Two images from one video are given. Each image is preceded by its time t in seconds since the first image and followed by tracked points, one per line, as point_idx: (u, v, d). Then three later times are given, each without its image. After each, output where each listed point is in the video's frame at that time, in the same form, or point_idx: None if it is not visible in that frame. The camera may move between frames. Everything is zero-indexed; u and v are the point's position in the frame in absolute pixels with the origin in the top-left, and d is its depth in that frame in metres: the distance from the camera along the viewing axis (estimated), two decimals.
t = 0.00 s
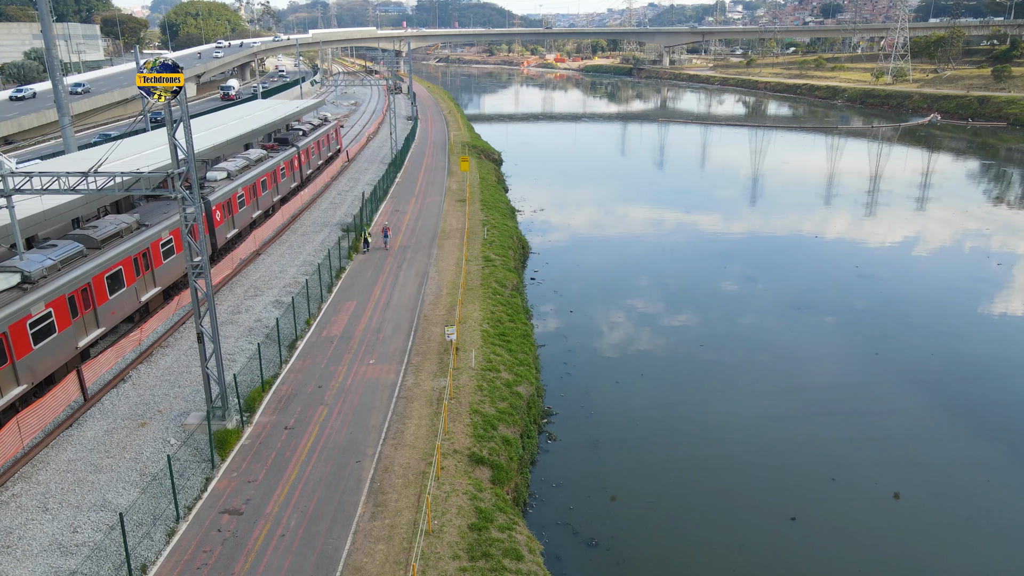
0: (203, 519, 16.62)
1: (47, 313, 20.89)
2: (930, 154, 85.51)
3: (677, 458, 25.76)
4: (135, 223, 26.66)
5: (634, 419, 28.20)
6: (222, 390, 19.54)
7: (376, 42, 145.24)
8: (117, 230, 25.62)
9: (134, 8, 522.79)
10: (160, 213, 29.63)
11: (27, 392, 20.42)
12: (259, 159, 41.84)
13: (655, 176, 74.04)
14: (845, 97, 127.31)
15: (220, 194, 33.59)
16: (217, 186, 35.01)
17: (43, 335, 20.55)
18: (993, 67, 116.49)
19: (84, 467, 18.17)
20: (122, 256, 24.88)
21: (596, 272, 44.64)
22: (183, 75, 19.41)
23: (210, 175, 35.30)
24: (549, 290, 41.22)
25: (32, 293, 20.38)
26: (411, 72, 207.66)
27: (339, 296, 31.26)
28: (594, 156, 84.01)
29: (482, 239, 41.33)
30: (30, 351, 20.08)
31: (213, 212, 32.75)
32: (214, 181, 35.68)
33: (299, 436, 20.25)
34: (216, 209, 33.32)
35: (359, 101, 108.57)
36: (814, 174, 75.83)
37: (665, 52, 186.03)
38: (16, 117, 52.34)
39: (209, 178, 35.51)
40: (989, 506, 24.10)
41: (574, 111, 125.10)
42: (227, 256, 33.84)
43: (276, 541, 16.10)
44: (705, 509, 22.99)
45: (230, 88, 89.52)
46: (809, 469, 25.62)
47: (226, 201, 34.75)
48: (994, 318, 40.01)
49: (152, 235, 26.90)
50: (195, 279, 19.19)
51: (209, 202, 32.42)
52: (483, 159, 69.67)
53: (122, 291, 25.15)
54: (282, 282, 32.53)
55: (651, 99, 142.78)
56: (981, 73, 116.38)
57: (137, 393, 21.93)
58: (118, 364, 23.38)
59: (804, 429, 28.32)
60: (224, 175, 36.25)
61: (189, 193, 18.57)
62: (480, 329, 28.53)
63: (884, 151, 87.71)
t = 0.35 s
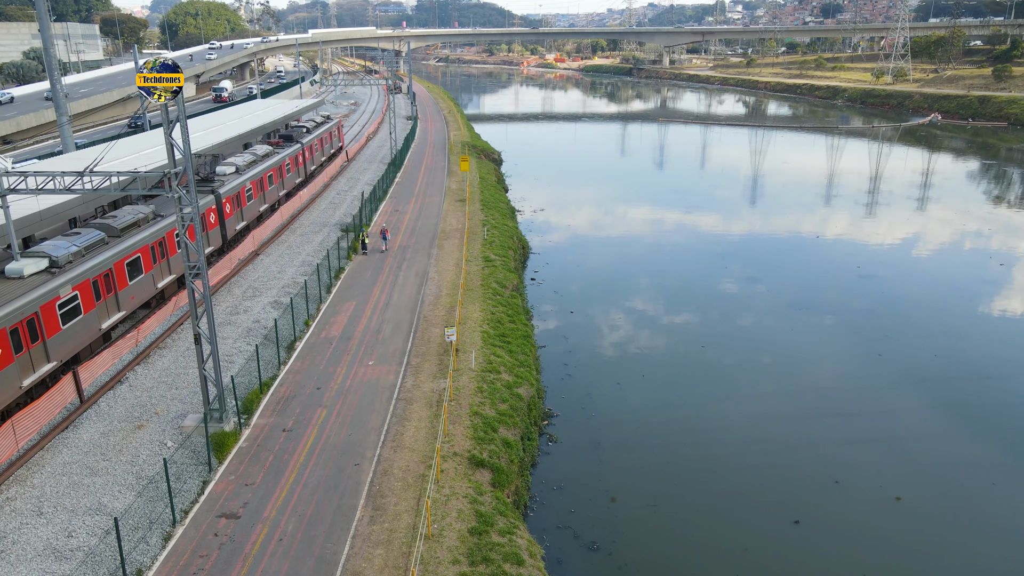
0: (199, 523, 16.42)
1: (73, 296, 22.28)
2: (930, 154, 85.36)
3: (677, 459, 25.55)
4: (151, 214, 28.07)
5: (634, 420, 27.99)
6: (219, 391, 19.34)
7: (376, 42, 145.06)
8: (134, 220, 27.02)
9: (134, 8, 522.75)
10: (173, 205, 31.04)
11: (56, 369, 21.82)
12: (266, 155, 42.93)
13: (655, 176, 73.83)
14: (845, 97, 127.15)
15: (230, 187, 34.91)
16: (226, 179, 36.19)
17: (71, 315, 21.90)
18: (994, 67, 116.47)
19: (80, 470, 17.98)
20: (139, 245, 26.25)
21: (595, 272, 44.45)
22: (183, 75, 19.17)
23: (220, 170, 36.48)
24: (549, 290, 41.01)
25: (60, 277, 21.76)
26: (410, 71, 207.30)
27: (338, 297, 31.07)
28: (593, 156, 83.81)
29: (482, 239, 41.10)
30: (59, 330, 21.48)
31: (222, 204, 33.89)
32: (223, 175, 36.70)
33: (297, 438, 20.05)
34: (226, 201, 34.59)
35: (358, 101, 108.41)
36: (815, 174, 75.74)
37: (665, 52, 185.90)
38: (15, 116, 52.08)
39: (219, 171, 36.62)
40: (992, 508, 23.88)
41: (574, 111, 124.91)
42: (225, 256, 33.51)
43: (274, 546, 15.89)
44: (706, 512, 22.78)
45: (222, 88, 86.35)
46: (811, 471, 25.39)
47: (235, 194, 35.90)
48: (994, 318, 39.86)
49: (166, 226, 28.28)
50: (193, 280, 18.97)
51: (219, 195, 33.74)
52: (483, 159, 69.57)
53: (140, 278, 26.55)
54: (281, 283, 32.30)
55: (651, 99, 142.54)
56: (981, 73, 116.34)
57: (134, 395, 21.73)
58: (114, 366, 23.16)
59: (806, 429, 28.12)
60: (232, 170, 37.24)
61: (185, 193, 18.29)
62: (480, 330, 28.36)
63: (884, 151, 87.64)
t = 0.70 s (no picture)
0: (195, 528, 16.21)
1: (97, 280, 23.18)
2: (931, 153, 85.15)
3: (678, 460, 25.33)
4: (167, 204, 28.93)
5: (634, 422, 27.75)
6: (216, 394, 19.13)
7: (376, 42, 144.85)
8: (151, 210, 27.95)
9: (134, 7, 522.76)
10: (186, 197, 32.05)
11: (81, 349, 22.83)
12: (273, 150, 44.16)
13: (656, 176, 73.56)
14: (845, 97, 126.92)
15: (239, 181, 36.20)
16: (235, 173, 37.44)
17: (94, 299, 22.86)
18: (994, 67, 116.35)
19: (75, 474, 17.77)
20: (156, 234, 27.14)
21: (594, 272, 44.23)
22: (183, 75, 18.95)
23: (229, 165, 37.69)
24: (548, 290, 40.78)
25: (83, 262, 22.71)
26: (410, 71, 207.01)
27: (337, 298, 30.87)
28: (593, 156, 83.61)
29: (481, 240, 40.88)
30: (84, 312, 22.48)
31: (232, 197, 35.23)
32: (232, 169, 37.92)
33: (295, 441, 19.84)
34: (236, 194, 35.85)
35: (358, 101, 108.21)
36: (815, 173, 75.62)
37: (665, 52, 185.69)
38: (13, 116, 51.86)
39: (228, 166, 37.83)
40: (994, 510, 23.66)
41: (574, 111, 124.70)
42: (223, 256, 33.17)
43: (271, 551, 15.70)
44: (708, 514, 22.54)
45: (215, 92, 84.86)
46: (812, 472, 25.17)
47: (243, 188, 37.12)
48: (995, 318, 39.66)
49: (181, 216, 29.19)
50: (189, 281, 18.75)
51: (229, 188, 35.02)
52: (483, 159, 69.40)
53: (156, 266, 27.45)
54: (279, 284, 32.07)
55: (651, 99, 142.31)
56: (981, 72, 116.21)
57: (130, 397, 21.52)
58: (111, 367, 22.94)
59: (807, 430, 27.89)
60: (240, 165, 38.54)
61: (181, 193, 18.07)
62: (480, 331, 28.17)
63: (884, 151, 87.52)
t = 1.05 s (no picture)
0: (190, 533, 16.00)
1: (116, 268, 24.29)
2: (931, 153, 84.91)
3: (677, 462, 25.10)
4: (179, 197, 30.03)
5: (634, 423, 27.51)
6: (213, 396, 18.91)
7: (376, 42, 144.64)
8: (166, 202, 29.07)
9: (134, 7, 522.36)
10: (197, 189, 33.17)
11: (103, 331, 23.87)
12: (278, 146, 45.17)
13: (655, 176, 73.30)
14: (845, 97, 126.68)
15: (247, 175, 37.32)
16: (243, 168, 38.51)
17: (115, 285, 23.95)
18: (994, 66, 116.20)
19: (69, 478, 17.57)
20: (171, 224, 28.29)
21: (594, 272, 43.99)
22: (183, 75, 18.72)
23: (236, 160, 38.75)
24: (547, 290, 40.54)
25: (105, 250, 23.81)
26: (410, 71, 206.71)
27: (336, 298, 30.68)
28: (593, 156, 83.35)
29: (481, 240, 40.66)
30: (105, 296, 23.51)
31: (240, 191, 36.21)
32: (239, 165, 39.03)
33: (292, 444, 19.64)
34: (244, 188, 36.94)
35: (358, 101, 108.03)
36: (815, 173, 75.50)
37: (665, 52, 185.45)
38: (11, 116, 51.60)
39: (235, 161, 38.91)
40: (997, 511, 23.41)
41: (574, 110, 124.49)
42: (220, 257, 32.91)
43: (267, 556, 15.50)
44: (708, 516, 22.33)
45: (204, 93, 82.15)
46: (814, 473, 24.94)
47: (251, 181, 38.18)
48: (996, 318, 39.43)
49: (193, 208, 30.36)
50: (185, 283, 18.58)
51: (238, 182, 36.11)
52: (483, 159, 69.22)
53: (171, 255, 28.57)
54: (278, 284, 31.85)
55: (650, 98, 142.05)
56: (981, 72, 116.03)
57: (126, 399, 21.31)
58: (107, 369, 22.73)
59: (807, 431, 27.67)
60: (248, 160, 39.66)
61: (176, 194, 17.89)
62: (479, 332, 27.98)
63: (884, 151, 87.41)
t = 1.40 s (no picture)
0: (186, 535, 15.80)
1: (136, 254, 25.79)
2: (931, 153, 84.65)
3: (678, 463, 24.92)
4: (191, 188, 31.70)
5: (634, 423, 27.31)
6: (209, 397, 18.70)
7: (376, 41, 144.50)
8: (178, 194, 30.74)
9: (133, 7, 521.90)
10: (207, 181, 34.89)
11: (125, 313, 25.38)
12: (283, 143, 46.85)
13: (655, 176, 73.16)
14: (845, 96, 126.45)
15: (254, 169, 39.15)
16: (250, 163, 40.34)
17: (135, 270, 25.49)
18: (995, 66, 116.06)
19: (64, 479, 17.37)
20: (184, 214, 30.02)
21: (593, 272, 43.83)
22: (183, 75, 18.52)
23: (244, 155, 40.65)
24: (546, 290, 40.37)
25: (124, 236, 25.23)
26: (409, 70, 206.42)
27: (334, 298, 30.48)
28: (593, 156, 83.19)
29: (481, 239, 40.48)
30: (126, 281, 24.97)
31: (248, 184, 38.04)
32: (247, 160, 40.85)
33: (289, 445, 19.44)
34: (251, 182, 38.75)
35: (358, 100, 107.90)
36: (815, 173, 75.37)
37: (665, 51, 185.32)
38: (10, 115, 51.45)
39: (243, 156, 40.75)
40: (1000, 512, 23.19)
41: (574, 110, 124.32)
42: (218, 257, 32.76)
43: (264, 558, 15.30)
44: (709, 518, 22.13)
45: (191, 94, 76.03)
46: (816, 474, 24.71)
47: (258, 175, 39.95)
48: (996, 317, 39.25)
49: (205, 199, 32.08)
50: (181, 283, 18.37)
51: (246, 175, 37.87)
52: (482, 159, 69.06)
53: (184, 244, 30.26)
54: (276, 284, 31.68)
55: (651, 98, 141.89)
56: (982, 71, 115.86)
57: (122, 400, 21.09)
58: (102, 370, 22.50)
59: (808, 431, 27.47)
60: (255, 156, 41.45)
61: (173, 192, 17.69)
62: (479, 332, 27.76)
63: (884, 150, 87.25)
